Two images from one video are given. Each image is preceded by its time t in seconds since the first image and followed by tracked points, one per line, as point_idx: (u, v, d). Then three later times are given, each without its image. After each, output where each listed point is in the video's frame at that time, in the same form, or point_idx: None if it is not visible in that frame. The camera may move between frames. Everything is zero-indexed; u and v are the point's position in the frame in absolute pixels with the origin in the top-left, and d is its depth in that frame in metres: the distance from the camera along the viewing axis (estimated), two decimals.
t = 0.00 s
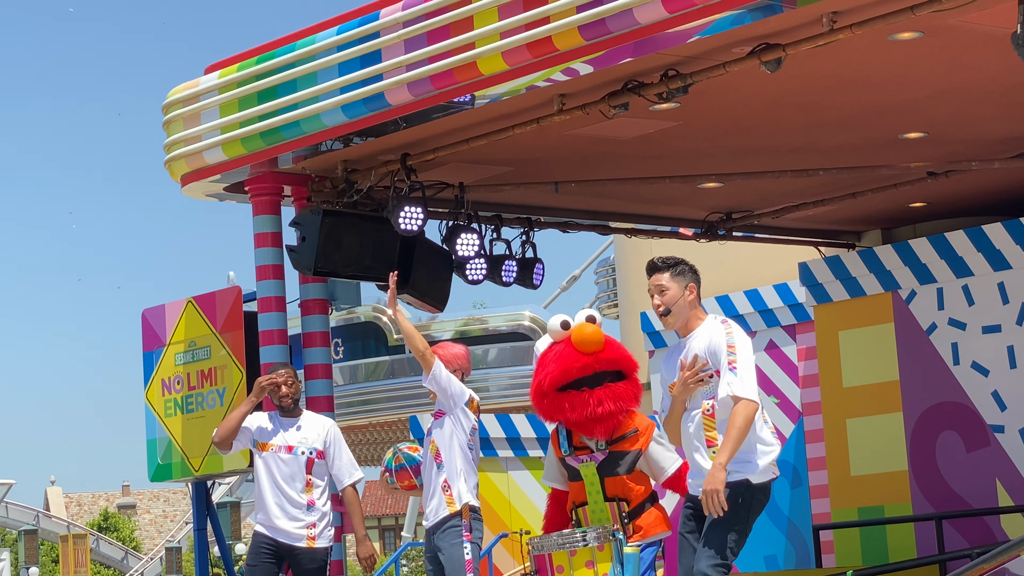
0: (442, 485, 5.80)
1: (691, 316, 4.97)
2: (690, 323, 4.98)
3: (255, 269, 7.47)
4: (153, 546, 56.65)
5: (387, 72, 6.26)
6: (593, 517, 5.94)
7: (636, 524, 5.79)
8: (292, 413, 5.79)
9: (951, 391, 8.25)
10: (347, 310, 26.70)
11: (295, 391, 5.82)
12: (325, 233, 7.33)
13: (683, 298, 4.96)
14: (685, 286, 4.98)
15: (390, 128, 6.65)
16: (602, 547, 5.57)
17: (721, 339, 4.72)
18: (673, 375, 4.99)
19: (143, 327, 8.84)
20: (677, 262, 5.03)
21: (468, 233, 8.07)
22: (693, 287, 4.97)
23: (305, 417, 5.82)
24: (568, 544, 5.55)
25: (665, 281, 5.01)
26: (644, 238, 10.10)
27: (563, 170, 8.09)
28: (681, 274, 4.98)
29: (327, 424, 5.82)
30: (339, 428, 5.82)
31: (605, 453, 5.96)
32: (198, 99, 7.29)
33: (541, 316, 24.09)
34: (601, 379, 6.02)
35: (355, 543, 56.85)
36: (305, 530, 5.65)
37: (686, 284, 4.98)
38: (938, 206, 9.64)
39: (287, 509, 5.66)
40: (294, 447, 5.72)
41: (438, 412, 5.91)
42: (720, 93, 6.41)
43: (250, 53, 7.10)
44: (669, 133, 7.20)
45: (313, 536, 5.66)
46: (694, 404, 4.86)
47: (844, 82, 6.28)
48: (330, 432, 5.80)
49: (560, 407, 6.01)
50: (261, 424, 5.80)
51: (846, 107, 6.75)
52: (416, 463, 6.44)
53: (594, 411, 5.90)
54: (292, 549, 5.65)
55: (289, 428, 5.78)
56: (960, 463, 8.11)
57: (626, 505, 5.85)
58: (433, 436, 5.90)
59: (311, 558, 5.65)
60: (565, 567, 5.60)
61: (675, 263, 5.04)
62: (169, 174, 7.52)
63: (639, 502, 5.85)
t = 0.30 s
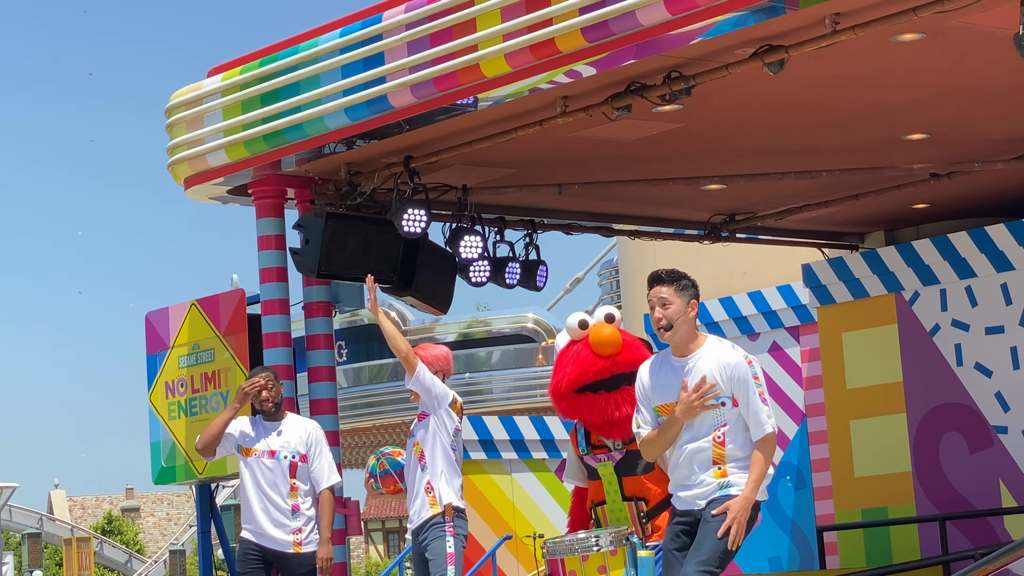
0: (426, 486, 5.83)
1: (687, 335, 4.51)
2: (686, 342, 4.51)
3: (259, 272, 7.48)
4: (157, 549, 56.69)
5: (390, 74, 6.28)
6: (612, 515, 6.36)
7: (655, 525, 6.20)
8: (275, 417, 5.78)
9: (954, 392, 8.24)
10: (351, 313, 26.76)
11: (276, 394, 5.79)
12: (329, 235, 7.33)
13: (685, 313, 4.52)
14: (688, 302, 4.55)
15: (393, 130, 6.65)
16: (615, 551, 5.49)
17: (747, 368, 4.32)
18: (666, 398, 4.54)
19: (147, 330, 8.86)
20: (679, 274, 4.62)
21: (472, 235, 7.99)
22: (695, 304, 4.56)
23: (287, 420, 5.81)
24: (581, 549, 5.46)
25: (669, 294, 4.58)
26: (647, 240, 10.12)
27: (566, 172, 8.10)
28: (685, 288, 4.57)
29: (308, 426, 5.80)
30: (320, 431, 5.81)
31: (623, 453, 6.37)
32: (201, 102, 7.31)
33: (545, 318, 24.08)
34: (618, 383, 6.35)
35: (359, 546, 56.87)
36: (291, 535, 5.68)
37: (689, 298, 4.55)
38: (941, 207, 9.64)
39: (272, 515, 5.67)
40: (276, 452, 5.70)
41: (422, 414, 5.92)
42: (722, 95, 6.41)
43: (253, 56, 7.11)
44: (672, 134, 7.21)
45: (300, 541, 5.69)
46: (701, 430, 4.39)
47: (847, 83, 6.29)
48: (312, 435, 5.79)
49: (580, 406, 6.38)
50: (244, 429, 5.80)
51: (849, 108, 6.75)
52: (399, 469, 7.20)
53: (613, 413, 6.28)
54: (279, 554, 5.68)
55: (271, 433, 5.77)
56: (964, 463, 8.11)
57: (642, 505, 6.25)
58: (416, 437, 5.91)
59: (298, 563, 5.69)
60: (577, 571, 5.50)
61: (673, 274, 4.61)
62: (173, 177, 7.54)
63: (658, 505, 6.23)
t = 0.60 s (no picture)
0: (414, 490, 6.16)
1: (677, 339, 4.80)
2: (674, 346, 4.79)
3: (258, 275, 7.47)
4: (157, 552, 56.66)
5: (388, 77, 6.28)
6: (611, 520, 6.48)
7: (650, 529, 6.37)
8: (238, 422, 5.84)
9: (953, 394, 8.24)
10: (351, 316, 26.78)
11: (238, 399, 5.85)
12: (328, 238, 7.34)
13: (670, 320, 4.77)
14: (672, 308, 4.80)
15: (392, 133, 6.65)
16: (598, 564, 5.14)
17: (711, 383, 4.63)
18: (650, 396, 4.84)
19: (146, 333, 8.86)
20: (662, 279, 4.85)
21: (470, 238, 8.00)
22: (680, 309, 4.79)
23: (249, 424, 5.86)
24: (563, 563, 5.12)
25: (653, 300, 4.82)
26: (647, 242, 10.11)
27: (565, 174, 8.10)
28: (667, 295, 4.80)
29: (271, 431, 5.84)
30: (282, 435, 5.84)
31: (615, 457, 6.43)
32: (200, 105, 7.31)
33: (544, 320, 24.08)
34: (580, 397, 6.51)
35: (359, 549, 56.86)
36: (250, 537, 5.73)
37: (675, 306, 4.79)
38: (940, 209, 9.65)
39: (232, 517, 5.73)
40: (237, 456, 5.76)
41: (410, 416, 6.26)
42: (721, 97, 6.41)
43: (251, 59, 7.11)
44: (671, 136, 7.21)
45: (259, 542, 5.74)
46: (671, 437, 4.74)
47: (846, 85, 6.29)
48: (273, 439, 5.82)
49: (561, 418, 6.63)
50: (205, 435, 5.84)
51: (848, 110, 6.76)
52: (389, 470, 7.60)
53: (598, 416, 6.39)
54: (239, 555, 5.74)
55: (234, 436, 5.83)
56: (964, 465, 8.11)
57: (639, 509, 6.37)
58: (402, 441, 6.26)
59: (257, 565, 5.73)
60: None
61: (662, 280, 4.85)
62: (172, 180, 7.54)
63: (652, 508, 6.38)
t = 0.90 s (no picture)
0: (399, 497, 6.68)
1: (639, 313, 5.01)
2: (638, 320, 5.03)
3: (256, 277, 7.45)
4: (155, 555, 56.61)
5: (386, 79, 6.27)
6: (589, 526, 6.17)
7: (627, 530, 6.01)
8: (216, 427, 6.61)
9: (952, 395, 8.23)
10: (347, 319, 26.80)
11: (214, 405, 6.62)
12: (325, 240, 7.32)
13: (623, 301, 5.02)
14: (625, 289, 5.02)
15: (390, 135, 6.64)
16: None
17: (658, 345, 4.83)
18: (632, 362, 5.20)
19: (144, 335, 8.86)
20: (620, 257, 5.05)
21: (467, 240, 8.05)
22: (631, 289, 5.00)
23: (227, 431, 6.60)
24: None
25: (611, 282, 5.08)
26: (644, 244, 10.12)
27: (563, 176, 8.11)
28: (621, 276, 5.02)
29: (246, 441, 6.54)
30: (255, 443, 6.54)
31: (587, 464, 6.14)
32: (197, 108, 7.30)
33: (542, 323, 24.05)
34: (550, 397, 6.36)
35: (357, 552, 56.81)
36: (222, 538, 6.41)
37: (625, 285, 5.02)
38: (938, 210, 9.65)
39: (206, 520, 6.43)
40: (214, 463, 6.46)
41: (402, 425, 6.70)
42: (718, 99, 6.41)
43: (248, 62, 7.10)
44: (668, 138, 7.21)
45: (230, 543, 6.42)
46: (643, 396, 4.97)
47: (843, 87, 6.30)
48: (247, 449, 6.52)
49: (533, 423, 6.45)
50: (187, 443, 6.54)
51: (846, 112, 6.76)
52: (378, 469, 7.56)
53: (568, 416, 6.17)
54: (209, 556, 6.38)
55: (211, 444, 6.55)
56: (962, 467, 8.10)
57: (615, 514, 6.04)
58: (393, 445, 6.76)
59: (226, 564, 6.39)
60: None
61: (618, 259, 5.06)
62: (169, 183, 7.53)
63: (628, 509, 6.01)
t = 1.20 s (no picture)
0: (390, 523, 6.04)
1: (634, 315, 5.01)
2: (631, 322, 5.03)
3: (254, 281, 7.46)
4: (153, 559, 56.57)
5: (384, 82, 6.28)
6: (574, 536, 5.95)
7: (613, 540, 5.80)
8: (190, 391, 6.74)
9: (950, 398, 8.23)
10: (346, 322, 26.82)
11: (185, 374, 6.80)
12: (324, 243, 7.33)
13: (617, 302, 5.02)
14: (618, 290, 5.02)
15: (388, 138, 6.64)
16: None
17: (646, 347, 4.84)
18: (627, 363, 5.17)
19: (144, 338, 8.88)
20: (614, 258, 5.05)
21: (467, 243, 8.08)
22: (625, 290, 5.00)
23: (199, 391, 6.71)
24: None
25: (604, 283, 5.08)
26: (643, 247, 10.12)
27: (561, 179, 8.12)
28: (615, 277, 5.02)
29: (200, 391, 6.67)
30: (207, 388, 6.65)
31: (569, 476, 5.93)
32: (196, 111, 7.30)
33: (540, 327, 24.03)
34: (524, 422, 6.09)
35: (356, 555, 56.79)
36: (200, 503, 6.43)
37: (619, 286, 5.01)
38: (936, 213, 9.65)
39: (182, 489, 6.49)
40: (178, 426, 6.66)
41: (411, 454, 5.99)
42: (717, 102, 6.42)
43: (247, 65, 7.11)
44: (667, 141, 7.21)
45: (209, 505, 6.43)
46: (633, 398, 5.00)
47: (842, 90, 6.31)
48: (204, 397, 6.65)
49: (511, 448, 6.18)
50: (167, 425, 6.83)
51: (844, 114, 6.76)
52: (371, 468, 7.32)
53: (547, 443, 5.96)
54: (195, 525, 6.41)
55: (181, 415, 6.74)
56: (960, 470, 8.10)
57: (596, 522, 5.82)
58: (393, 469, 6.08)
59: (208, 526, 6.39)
60: None
61: (612, 260, 5.06)
62: (168, 186, 7.53)
63: (612, 518, 5.78)
